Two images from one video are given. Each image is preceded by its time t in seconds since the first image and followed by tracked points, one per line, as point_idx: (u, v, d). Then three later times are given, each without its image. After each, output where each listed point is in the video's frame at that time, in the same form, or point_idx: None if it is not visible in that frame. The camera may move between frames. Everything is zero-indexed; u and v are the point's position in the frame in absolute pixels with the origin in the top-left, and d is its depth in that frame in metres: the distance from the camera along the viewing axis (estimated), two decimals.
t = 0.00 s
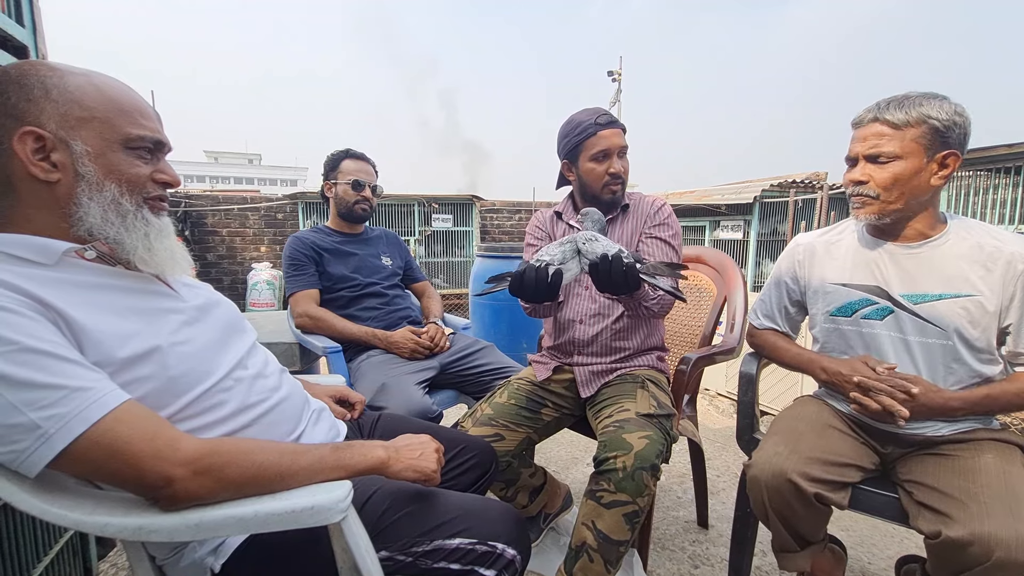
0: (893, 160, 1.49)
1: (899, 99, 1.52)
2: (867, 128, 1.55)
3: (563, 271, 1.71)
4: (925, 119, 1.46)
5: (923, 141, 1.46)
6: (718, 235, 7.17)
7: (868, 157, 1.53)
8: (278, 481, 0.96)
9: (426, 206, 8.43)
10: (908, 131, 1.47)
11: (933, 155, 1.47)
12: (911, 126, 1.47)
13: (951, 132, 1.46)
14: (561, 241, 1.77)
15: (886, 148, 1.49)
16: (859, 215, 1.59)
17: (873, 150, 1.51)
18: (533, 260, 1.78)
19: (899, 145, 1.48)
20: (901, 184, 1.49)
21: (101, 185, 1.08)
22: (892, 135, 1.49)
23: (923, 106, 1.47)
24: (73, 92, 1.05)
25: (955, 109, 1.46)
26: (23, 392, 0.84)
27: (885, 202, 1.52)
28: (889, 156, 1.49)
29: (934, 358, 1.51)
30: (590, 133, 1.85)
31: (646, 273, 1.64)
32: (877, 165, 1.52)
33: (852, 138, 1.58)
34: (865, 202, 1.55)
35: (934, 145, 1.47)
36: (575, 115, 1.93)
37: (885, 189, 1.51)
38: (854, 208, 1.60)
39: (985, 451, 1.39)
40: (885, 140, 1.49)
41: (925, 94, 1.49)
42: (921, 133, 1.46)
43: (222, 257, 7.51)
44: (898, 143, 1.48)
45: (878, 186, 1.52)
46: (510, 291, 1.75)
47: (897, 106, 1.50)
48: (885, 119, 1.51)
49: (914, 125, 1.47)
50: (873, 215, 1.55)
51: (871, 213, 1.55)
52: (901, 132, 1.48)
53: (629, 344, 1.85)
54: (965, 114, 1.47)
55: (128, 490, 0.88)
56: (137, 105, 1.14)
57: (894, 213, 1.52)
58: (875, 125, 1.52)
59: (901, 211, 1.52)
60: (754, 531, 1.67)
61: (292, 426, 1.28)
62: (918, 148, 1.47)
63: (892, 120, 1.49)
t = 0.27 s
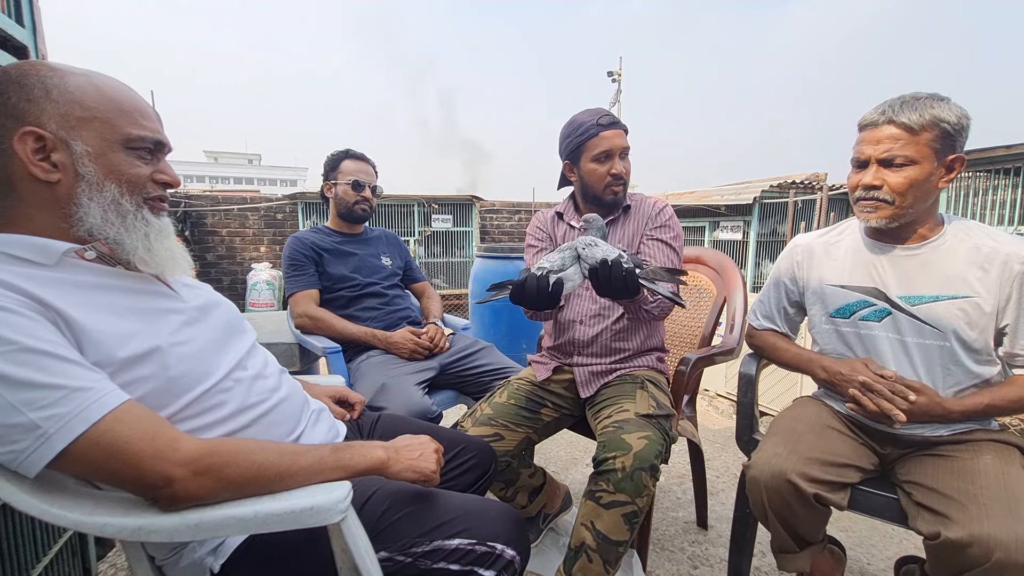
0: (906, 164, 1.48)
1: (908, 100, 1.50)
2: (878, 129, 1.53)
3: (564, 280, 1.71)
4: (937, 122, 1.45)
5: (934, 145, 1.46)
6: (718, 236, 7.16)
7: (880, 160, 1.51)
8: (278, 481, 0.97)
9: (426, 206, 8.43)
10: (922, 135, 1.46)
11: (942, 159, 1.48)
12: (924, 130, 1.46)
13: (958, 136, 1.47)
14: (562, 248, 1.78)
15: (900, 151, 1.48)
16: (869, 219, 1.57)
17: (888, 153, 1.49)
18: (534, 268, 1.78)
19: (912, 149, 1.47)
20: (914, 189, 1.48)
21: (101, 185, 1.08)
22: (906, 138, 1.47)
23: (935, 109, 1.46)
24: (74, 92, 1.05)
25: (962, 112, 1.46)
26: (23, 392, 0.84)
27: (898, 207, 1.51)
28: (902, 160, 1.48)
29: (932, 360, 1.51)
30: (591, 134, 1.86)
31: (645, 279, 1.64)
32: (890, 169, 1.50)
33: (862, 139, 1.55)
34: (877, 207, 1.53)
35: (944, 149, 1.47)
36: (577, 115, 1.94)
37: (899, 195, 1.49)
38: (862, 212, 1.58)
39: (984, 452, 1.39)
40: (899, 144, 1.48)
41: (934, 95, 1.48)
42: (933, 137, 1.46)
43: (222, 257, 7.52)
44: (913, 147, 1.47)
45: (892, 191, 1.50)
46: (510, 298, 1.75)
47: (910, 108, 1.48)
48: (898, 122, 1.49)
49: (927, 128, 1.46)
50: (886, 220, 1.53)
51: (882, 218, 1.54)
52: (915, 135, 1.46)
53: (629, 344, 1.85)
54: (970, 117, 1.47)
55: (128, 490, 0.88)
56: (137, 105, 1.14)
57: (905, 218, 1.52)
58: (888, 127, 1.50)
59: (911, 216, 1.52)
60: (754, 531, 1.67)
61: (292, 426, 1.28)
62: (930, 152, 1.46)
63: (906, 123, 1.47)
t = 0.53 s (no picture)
0: (891, 161, 1.49)
1: (898, 101, 1.53)
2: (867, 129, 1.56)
3: (562, 284, 1.71)
4: (924, 121, 1.46)
5: (922, 143, 1.47)
6: (718, 237, 7.11)
7: (866, 157, 1.54)
8: (277, 482, 0.96)
9: (425, 207, 8.43)
10: (907, 133, 1.47)
11: (932, 158, 1.48)
12: (910, 128, 1.47)
13: (950, 135, 1.46)
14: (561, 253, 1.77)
15: (885, 149, 1.50)
16: (856, 216, 1.59)
17: (872, 150, 1.51)
18: (534, 273, 1.78)
19: (898, 146, 1.48)
20: (899, 184, 1.49)
21: (100, 186, 1.08)
22: (891, 136, 1.49)
23: (923, 108, 1.48)
24: (73, 93, 1.05)
25: (955, 112, 1.46)
26: (22, 393, 0.84)
27: (883, 203, 1.52)
28: (887, 157, 1.50)
29: (930, 362, 1.51)
30: (591, 134, 1.86)
31: (644, 280, 1.64)
32: (876, 166, 1.52)
33: (852, 139, 1.59)
34: (862, 202, 1.55)
35: (933, 148, 1.47)
36: (576, 116, 1.94)
37: (883, 190, 1.50)
38: (851, 209, 1.59)
39: (983, 454, 1.39)
40: (884, 141, 1.50)
41: (926, 96, 1.49)
42: (920, 135, 1.47)
43: (222, 258, 7.52)
44: (898, 144, 1.48)
45: (876, 187, 1.52)
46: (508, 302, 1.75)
47: (897, 108, 1.50)
48: (884, 120, 1.51)
49: (915, 126, 1.47)
50: (870, 216, 1.54)
51: (868, 213, 1.55)
52: (900, 133, 1.48)
53: (628, 345, 1.85)
54: (965, 117, 1.46)
55: (126, 491, 0.88)
56: (136, 105, 1.14)
57: (892, 215, 1.52)
58: (875, 126, 1.52)
59: (898, 213, 1.52)
60: (753, 532, 1.66)
61: (291, 427, 1.28)
62: (917, 149, 1.47)
63: (891, 121, 1.49)
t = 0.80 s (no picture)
0: (878, 166, 1.49)
1: (888, 105, 1.53)
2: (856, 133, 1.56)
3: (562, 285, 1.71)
4: (911, 126, 1.46)
5: (909, 147, 1.46)
6: (717, 237, 7.12)
7: (854, 161, 1.54)
8: (275, 482, 0.96)
9: (425, 207, 8.43)
10: (894, 137, 1.48)
11: (920, 162, 1.47)
12: (897, 132, 1.47)
13: (939, 139, 1.45)
14: (561, 253, 1.77)
15: (872, 153, 1.50)
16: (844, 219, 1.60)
17: (860, 154, 1.52)
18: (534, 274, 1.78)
19: (884, 150, 1.48)
20: (885, 188, 1.49)
21: (97, 185, 1.08)
22: (878, 140, 1.49)
23: (911, 113, 1.48)
24: (70, 92, 1.04)
25: (944, 116, 1.46)
26: (19, 393, 0.83)
27: (869, 206, 1.52)
28: (874, 162, 1.50)
29: (929, 363, 1.51)
30: (590, 135, 1.86)
31: (643, 281, 1.64)
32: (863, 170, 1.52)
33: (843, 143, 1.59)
34: (850, 206, 1.56)
35: (921, 152, 1.46)
36: (575, 116, 1.94)
37: (869, 194, 1.51)
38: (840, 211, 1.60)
39: (982, 454, 1.39)
40: (872, 145, 1.50)
41: (916, 101, 1.49)
42: (907, 140, 1.46)
43: (221, 258, 7.51)
44: (884, 149, 1.48)
45: (862, 191, 1.52)
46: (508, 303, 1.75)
47: (885, 112, 1.51)
48: (872, 125, 1.52)
49: (902, 131, 1.47)
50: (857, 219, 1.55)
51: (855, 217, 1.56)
52: (887, 137, 1.48)
53: (627, 345, 1.85)
54: (954, 121, 1.45)
55: (124, 491, 0.88)
56: (134, 105, 1.13)
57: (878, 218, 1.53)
58: (863, 131, 1.53)
59: (886, 217, 1.52)
60: (752, 532, 1.66)
61: (289, 427, 1.28)
62: (903, 154, 1.47)
63: (878, 126, 1.50)
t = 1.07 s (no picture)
0: (869, 167, 1.50)
1: (888, 106, 1.53)
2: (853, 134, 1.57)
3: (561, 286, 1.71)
4: (905, 128, 1.46)
5: (902, 150, 1.47)
6: (717, 237, 7.12)
7: (849, 162, 1.55)
8: (274, 482, 0.96)
9: (424, 207, 8.42)
10: (888, 139, 1.48)
11: (913, 165, 1.47)
12: (891, 135, 1.48)
13: (933, 142, 1.45)
14: (561, 255, 1.77)
15: (865, 154, 1.51)
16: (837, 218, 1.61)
17: (853, 155, 1.53)
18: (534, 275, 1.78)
19: (877, 152, 1.49)
20: (875, 190, 1.50)
21: (97, 184, 1.08)
22: (872, 142, 1.50)
23: (907, 115, 1.48)
24: (70, 91, 1.04)
25: (942, 119, 1.45)
26: (19, 392, 0.84)
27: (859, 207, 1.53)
28: (866, 163, 1.51)
29: (929, 364, 1.51)
30: (590, 135, 1.86)
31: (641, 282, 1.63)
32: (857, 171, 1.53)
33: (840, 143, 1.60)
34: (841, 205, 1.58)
35: (914, 155, 1.46)
36: (575, 116, 1.94)
37: (858, 195, 1.52)
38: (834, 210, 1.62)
39: (980, 454, 1.39)
40: (866, 147, 1.51)
41: (915, 102, 1.49)
42: (900, 142, 1.47)
43: (220, 257, 7.51)
44: (877, 151, 1.49)
45: (853, 192, 1.53)
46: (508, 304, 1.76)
47: (882, 114, 1.51)
48: (868, 127, 1.52)
49: (897, 133, 1.47)
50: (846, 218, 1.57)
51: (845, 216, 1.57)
52: (880, 139, 1.49)
53: (627, 345, 1.85)
54: (950, 125, 1.44)
55: (124, 491, 0.88)
56: (134, 104, 1.13)
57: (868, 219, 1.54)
58: (858, 132, 1.54)
59: (876, 217, 1.53)
60: (751, 532, 1.67)
61: (289, 426, 1.28)
62: (896, 156, 1.47)
63: (873, 128, 1.50)
